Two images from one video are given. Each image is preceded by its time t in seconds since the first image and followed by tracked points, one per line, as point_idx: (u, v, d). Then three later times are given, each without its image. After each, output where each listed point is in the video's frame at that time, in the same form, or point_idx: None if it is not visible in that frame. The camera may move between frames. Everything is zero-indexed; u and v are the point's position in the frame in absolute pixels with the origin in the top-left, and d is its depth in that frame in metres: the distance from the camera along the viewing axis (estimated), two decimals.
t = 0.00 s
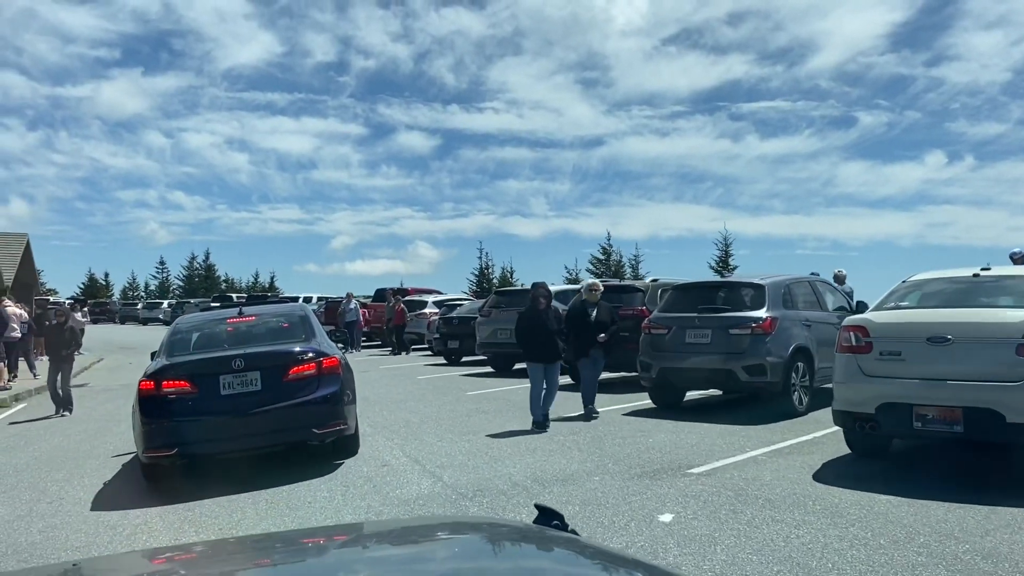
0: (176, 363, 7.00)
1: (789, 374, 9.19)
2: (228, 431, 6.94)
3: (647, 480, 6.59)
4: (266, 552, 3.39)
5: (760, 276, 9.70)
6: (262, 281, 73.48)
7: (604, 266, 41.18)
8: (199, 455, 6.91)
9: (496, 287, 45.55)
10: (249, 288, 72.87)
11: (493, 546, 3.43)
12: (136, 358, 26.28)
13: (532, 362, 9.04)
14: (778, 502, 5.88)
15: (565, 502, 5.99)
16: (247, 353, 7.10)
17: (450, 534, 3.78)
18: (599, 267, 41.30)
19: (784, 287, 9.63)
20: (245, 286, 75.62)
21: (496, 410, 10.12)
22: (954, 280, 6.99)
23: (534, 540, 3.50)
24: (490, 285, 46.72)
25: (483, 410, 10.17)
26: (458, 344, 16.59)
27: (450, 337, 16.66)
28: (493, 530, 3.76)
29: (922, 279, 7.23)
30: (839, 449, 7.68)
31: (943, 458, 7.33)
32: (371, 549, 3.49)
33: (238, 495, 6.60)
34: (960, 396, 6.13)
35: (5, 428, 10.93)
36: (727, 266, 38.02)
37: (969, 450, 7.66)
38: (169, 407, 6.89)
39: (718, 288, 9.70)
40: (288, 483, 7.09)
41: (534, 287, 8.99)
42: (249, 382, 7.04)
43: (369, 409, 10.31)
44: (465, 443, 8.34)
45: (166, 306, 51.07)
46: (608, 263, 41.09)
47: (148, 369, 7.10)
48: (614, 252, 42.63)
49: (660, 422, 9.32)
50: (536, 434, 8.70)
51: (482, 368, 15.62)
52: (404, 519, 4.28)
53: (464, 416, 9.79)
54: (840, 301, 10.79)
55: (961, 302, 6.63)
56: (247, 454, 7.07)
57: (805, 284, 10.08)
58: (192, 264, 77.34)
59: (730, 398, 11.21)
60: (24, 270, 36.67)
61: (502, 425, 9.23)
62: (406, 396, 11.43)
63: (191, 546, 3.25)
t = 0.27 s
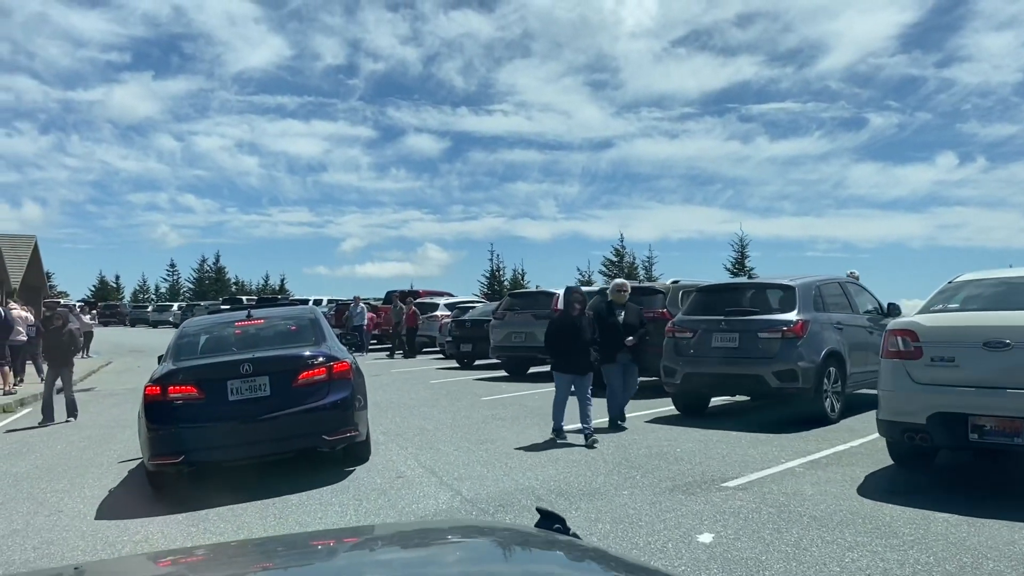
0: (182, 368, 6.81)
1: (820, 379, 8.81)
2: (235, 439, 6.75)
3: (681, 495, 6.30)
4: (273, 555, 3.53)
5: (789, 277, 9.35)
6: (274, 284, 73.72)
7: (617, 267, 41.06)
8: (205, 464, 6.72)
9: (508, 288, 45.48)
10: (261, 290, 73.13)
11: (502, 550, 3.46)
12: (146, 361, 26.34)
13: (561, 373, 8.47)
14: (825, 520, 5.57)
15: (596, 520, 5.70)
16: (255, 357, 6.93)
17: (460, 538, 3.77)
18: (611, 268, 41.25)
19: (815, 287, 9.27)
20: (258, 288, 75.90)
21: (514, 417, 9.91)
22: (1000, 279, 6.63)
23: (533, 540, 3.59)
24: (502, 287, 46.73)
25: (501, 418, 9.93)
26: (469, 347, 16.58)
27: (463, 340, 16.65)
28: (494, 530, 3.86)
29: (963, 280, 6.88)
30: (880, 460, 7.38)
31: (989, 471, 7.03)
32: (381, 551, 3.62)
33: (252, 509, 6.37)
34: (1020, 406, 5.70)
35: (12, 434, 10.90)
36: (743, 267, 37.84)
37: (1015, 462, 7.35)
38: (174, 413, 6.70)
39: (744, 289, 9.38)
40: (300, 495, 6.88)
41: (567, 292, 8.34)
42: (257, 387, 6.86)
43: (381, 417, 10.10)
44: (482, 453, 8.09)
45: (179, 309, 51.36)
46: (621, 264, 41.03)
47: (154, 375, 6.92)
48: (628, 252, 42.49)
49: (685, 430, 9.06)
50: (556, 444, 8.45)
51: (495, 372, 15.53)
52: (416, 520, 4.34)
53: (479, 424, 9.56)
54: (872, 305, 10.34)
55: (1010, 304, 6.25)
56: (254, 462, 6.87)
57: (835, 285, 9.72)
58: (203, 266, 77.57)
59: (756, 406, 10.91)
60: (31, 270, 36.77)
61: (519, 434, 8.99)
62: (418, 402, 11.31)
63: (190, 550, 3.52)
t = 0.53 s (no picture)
0: (188, 373, 6.73)
1: (852, 385, 8.67)
2: (242, 444, 6.66)
3: (715, 510, 5.99)
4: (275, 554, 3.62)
5: (819, 278, 9.20)
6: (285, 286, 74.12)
7: (628, 269, 40.98)
8: (210, 472, 6.64)
9: (519, 290, 45.44)
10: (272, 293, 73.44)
11: (514, 553, 3.44)
12: (155, 365, 26.39)
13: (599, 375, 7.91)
14: (875, 540, 5.24)
15: (628, 538, 5.40)
16: (264, 360, 6.84)
17: (471, 539, 3.78)
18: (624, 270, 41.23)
19: (845, 291, 9.14)
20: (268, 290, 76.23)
21: (531, 424, 9.69)
22: None
23: (535, 541, 3.64)
24: (513, 289, 46.78)
25: (518, 425, 9.68)
26: (481, 351, 16.57)
27: (474, 343, 16.66)
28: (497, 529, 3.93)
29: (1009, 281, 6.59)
30: (922, 471, 7.11)
31: None
32: (390, 549, 3.68)
33: (262, 521, 6.11)
34: None
35: (19, 440, 10.88)
36: (756, 270, 37.68)
37: None
38: (178, 418, 6.64)
39: (770, 292, 9.27)
40: (310, 507, 6.65)
41: (608, 289, 7.85)
42: (265, 392, 6.78)
43: (392, 425, 9.83)
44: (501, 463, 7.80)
45: (184, 311, 51.43)
46: (634, 266, 40.98)
47: (159, 379, 6.86)
48: (639, 255, 42.39)
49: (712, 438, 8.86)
50: (576, 453, 8.14)
51: (507, 377, 15.46)
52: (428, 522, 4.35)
53: (494, 431, 9.28)
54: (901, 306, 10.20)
55: None
56: (261, 469, 6.77)
57: (866, 289, 9.59)
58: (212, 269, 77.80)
59: (780, 414, 10.70)
60: (38, 272, 36.89)
61: (537, 442, 8.70)
62: (430, 406, 11.24)
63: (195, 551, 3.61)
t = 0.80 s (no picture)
0: (193, 376, 6.66)
1: (884, 390, 8.53)
2: (247, 450, 6.57)
3: (751, 527, 5.65)
4: (281, 555, 3.72)
5: (849, 279, 9.10)
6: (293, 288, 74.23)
7: (639, 270, 40.93)
8: (215, 477, 6.57)
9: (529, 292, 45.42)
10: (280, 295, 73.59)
11: (522, 556, 3.44)
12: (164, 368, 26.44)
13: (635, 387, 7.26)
14: (930, 561, 4.93)
15: (662, 556, 5.11)
16: (270, 364, 6.76)
17: (480, 540, 3.78)
18: (635, 272, 41.13)
19: (875, 292, 9.02)
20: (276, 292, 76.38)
21: (546, 430, 9.44)
22: None
23: (535, 541, 3.70)
24: (522, 291, 46.74)
25: (533, 432, 9.43)
26: (491, 353, 16.56)
27: (485, 346, 16.65)
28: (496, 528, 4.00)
29: None
30: (965, 483, 6.83)
31: None
32: (400, 550, 3.73)
33: (272, 533, 5.85)
34: None
35: (23, 443, 10.85)
36: (771, 270, 37.60)
37: None
38: (181, 423, 6.56)
39: (795, 293, 9.19)
40: (316, 520, 6.40)
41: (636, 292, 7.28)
42: (272, 397, 6.70)
43: (402, 432, 9.53)
44: (519, 474, 7.49)
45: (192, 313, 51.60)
46: (645, 267, 40.89)
47: (164, 383, 6.78)
48: (650, 255, 42.29)
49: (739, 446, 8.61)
50: (596, 462, 7.83)
51: (519, 380, 15.39)
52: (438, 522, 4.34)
53: (509, 438, 9.03)
54: (931, 309, 10.16)
55: None
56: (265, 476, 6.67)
57: (894, 291, 9.49)
58: (220, 270, 77.99)
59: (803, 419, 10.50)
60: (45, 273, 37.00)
61: (554, 450, 8.42)
62: (442, 410, 11.17)
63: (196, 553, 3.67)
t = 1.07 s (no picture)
0: (196, 380, 6.58)
1: (917, 396, 8.39)
2: (253, 455, 6.51)
3: (789, 545, 5.44)
4: (283, 557, 3.73)
5: (878, 279, 8.97)
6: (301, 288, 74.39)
7: (649, 270, 40.92)
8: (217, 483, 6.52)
9: (537, 293, 45.43)
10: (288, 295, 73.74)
11: (527, 557, 3.46)
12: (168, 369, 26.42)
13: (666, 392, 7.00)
14: None
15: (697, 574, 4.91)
16: (277, 367, 6.69)
17: (487, 541, 3.77)
18: (645, 273, 41.04)
19: (906, 293, 8.88)
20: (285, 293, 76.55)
21: (562, 436, 9.27)
22: None
23: (533, 541, 3.75)
24: (531, 292, 46.72)
25: (548, 438, 9.25)
26: (501, 355, 16.56)
27: (495, 347, 16.64)
28: (497, 529, 4.03)
29: None
30: (1011, 496, 6.66)
31: None
32: (405, 549, 3.73)
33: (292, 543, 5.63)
34: None
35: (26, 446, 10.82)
36: (784, 271, 37.53)
37: None
38: (186, 428, 6.48)
39: (820, 294, 9.09)
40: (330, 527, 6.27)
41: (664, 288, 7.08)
42: (278, 400, 6.65)
43: (414, 437, 9.36)
44: (537, 483, 7.32)
45: (199, 313, 51.73)
46: (655, 268, 40.79)
47: (167, 386, 6.72)
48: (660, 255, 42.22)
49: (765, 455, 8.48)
50: (617, 471, 7.64)
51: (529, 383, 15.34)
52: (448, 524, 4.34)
53: (526, 445, 8.85)
54: (962, 310, 10.10)
55: None
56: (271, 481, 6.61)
57: (925, 291, 9.36)
58: (228, 271, 78.12)
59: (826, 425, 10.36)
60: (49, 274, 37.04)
61: (572, 457, 8.24)
62: (453, 413, 11.11)
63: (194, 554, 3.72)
